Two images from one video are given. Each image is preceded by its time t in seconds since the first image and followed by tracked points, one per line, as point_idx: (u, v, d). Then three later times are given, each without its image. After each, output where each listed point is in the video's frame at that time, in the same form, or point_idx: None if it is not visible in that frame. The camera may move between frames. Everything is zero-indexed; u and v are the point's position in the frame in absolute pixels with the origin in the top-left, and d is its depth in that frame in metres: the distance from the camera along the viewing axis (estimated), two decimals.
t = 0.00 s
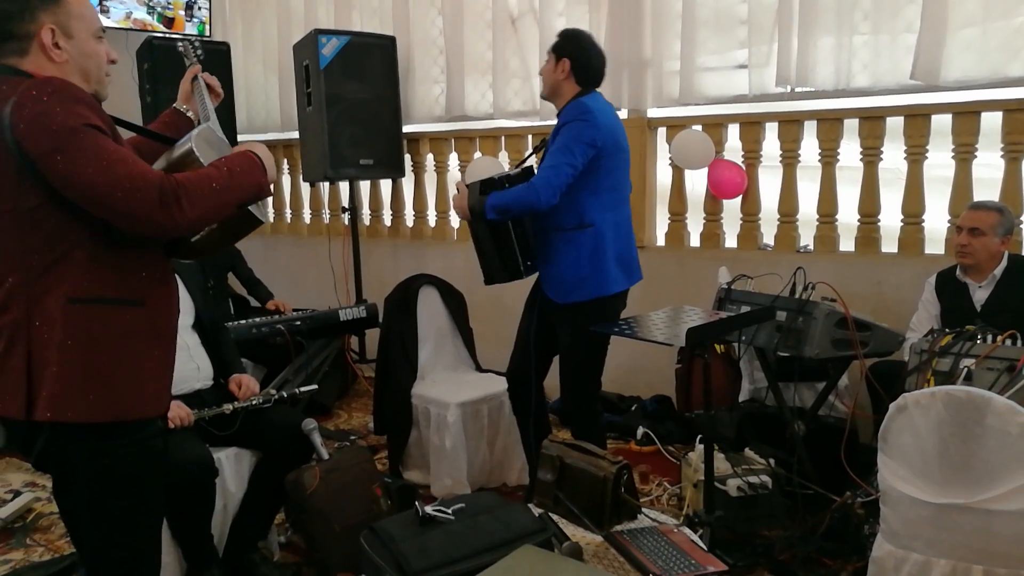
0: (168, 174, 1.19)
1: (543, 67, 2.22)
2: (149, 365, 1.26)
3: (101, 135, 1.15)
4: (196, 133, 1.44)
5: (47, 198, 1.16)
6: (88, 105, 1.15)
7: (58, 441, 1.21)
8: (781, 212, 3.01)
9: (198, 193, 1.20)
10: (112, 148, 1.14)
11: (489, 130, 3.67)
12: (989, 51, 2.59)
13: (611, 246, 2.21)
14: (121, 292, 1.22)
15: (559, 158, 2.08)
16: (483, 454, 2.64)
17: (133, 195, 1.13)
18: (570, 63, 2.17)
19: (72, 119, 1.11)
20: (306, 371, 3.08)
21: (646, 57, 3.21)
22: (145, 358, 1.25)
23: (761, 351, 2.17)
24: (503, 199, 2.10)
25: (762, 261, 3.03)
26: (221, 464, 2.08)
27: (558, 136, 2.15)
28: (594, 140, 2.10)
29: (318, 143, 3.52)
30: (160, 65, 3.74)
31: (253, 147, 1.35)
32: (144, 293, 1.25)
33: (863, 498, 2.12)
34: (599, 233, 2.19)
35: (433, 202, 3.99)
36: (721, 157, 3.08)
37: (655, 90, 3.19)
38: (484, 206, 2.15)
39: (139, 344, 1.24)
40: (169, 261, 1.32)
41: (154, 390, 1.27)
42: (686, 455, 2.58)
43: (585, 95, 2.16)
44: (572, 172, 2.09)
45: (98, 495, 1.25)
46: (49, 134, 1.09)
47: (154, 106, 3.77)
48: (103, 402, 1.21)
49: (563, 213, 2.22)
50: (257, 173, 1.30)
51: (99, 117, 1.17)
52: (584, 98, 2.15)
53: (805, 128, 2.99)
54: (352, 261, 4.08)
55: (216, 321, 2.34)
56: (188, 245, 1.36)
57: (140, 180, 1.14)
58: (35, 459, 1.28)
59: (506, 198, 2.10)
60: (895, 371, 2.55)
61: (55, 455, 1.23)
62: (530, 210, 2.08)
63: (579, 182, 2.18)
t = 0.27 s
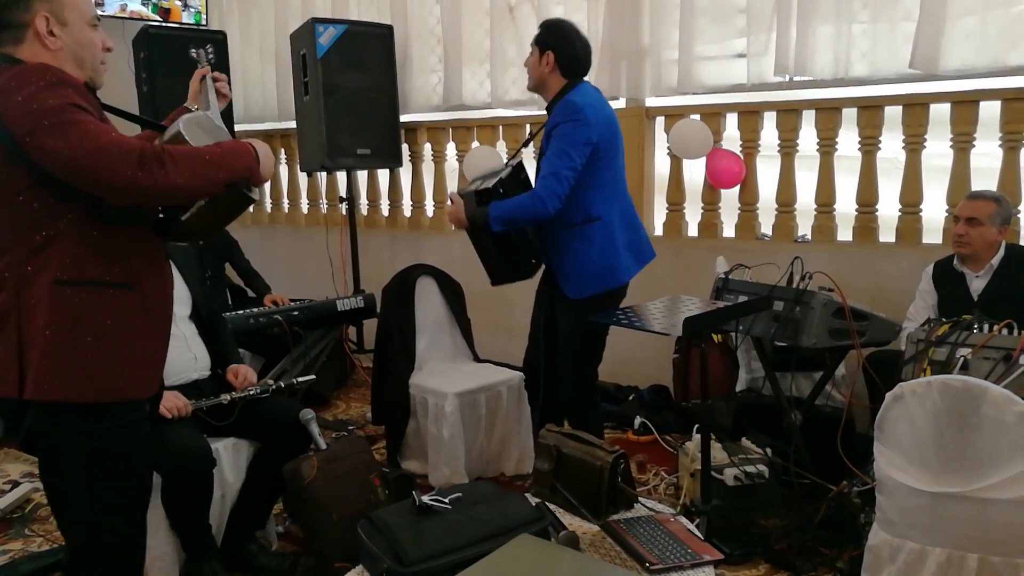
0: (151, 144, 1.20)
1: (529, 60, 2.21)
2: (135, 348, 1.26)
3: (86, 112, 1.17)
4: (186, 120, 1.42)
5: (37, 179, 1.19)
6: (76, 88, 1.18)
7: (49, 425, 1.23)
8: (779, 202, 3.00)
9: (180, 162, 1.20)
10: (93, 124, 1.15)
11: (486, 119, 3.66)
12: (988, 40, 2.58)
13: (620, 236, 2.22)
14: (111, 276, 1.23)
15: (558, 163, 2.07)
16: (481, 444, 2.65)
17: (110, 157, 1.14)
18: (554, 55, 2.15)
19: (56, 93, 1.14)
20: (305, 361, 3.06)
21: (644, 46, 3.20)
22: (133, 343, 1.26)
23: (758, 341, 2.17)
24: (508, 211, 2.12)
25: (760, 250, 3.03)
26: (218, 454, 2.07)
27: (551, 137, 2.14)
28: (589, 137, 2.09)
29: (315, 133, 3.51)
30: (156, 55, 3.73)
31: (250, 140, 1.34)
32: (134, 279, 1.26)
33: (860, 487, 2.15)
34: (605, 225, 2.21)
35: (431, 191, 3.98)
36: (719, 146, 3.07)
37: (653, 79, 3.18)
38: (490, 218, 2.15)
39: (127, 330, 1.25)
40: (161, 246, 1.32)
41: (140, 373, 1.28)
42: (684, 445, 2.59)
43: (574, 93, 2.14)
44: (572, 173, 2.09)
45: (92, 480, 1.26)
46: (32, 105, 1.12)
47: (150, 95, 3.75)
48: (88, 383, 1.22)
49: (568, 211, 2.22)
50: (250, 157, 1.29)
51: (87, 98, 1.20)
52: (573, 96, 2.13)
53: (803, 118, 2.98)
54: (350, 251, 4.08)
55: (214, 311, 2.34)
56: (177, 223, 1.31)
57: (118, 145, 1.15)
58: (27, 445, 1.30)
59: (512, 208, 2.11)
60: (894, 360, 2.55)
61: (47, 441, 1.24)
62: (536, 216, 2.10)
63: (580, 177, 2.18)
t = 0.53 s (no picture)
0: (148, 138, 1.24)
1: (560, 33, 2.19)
2: (117, 337, 1.33)
3: (89, 105, 1.22)
4: (188, 125, 1.46)
5: (35, 165, 1.25)
6: (80, 82, 1.23)
7: (36, 398, 1.32)
8: (781, 191, 2.99)
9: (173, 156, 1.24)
10: (93, 115, 1.19)
11: (488, 108, 3.65)
12: (992, 29, 2.56)
13: (599, 233, 2.20)
14: (102, 265, 1.30)
15: (549, 140, 2.07)
16: (482, 433, 2.65)
17: (105, 146, 1.18)
18: (589, 33, 2.13)
19: (60, 85, 1.19)
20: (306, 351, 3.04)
21: (646, 34, 3.18)
22: (119, 329, 1.33)
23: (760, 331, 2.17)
24: (485, 164, 2.09)
25: (762, 240, 3.03)
26: (220, 443, 2.09)
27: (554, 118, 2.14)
28: (587, 128, 2.08)
29: (316, 122, 3.50)
30: (157, 45, 3.72)
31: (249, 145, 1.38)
32: (125, 268, 1.33)
33: (861, 477, 2.15)
34: (585, 217, 2.19)
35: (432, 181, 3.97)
36: (722, 136, 3.06)
37: (655, 68, 3.16)
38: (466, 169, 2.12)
39: (115, 315, 1.32)
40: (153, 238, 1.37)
41: (121, 361, 1.34)
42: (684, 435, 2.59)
43: (588, 81, 2.13)
44: (559, 156, 2.08)
45: (74, 453, 1.35)
46: (36, 93, 1.17)
47: (150, 84, 3.74)
48: (73, 365, 1.30)
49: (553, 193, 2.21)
50: (244, 160, 1.32)
51: (92, 93, 1.24)
52: (587, 83, 2.12)
53: (806, 107, 2.96)
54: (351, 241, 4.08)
55: (216, 300, 2.34)
56: (168, 219, 1.36)
57: (113, 135, 1.19)
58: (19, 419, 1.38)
59: (488, 163, 2.09)
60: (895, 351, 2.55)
61: (34, 412, 1.33)
62: (514, 181, 2.08)
63: (570, 164, 2.17)
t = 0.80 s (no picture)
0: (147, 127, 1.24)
1: (575, 25, 2.19)
2: (115, 329, 1.33)
3: (88, 97, 1.22)
4: (188, 120, 1.49)
5: (36, 159, 1.26)
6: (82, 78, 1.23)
7: (33, 390, 1.32)
8: (783, 188, 2.99)
9: (170, 144, 1.24)
10: (93, 106, 1.20)
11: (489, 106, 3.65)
12: (994, 25, 2.56)
13: (591, 223, 2.19)
14: (100, 258, 1.30)
15: (544, 120, 2.09)
16: (484, 431, 2.65)
17: (102, 133, 1.18)
18: (604, 25, 2.13)
19: (60, 76, 1.20)
20: (308, 349, 3.07)
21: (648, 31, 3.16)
22: (116, 322, 1.33)
23: (761, 328, 2.17)
24: (475, 130, 2.14)
25: (764, 238, 3.02)
26: (223, 441, 2.09)
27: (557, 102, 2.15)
28: (586, 119, 2.09)
29: (318, 120, 3.50)
30: (159, 42, 3.72)
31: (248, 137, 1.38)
32: (123, 261, 1.32)
33: (862, 474, 2.15)
34: (577, 206, 2.19)
35: (433, 179, 3.97)
36: (724, 133, 3.06)
37: (657, 64, 3.15)
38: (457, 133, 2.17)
39: (111, 308, 1.32)
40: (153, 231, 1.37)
41: (118, 354, 1.34)
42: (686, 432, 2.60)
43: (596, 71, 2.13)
44: (553, 139, 2.10)
45: (70, 447, 1.35)
46: (36, 86, 1.18)
47: (152, 82, 3.74)
48: (66, 357, 1.29)
49: (546, 177, 2.22)
50: (242, 150, 1.32)
51: (92, 86, 1.25)
52: (595, 73, 2.12)
53: (808, 104, 2.96)
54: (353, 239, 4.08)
55: (218, 297, 2.35)
56: (169, 213, 1.36)
57: (112, 124, 1.19)
58: (18, 412, 1.39)
59: (479, 127, 2.13)
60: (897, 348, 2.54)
61: (32, 403, 1.33)
62: (505, 151, 2.12)
63: (566, 152, 2.17)
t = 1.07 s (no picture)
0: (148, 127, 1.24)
1: (575, 25, 2.19)
2: (115, 328, 1.33)
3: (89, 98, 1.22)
4: (188, 120, 1.49)
5: (36, 159, 1.26)
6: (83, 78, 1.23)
7: (33, 390, 1.32)
8: (783, 188, 2.99)
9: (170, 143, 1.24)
10: (94, 106, 1.20)
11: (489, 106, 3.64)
12: (994, 25, 2.56)
13: (591, 224, 2.19)
14: (100, 257, 1.30)
15: (545, 120, 2.09)
16: (484, 431, 2.65)
17: (101, 133, 1.18)
18: (604, 25, 2.13)
19: (60, 77, 1.20)
20: (308, 349, 3.07)
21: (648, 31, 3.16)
22: (116, 322, 1.33)
23: (761, 328, 2.17)
24: (475, 129, 2.14)
25: (764, 238, 3.02)
26: (223, 441, 2.09)
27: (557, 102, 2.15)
28: (586, 119, 2.09)
29: (318, 119, 3.50)
30: (159, 42, 3.72)
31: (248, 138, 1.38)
32: (123, 261, 1.32)
33: (863, 474, 2.15)
34: (577, 206, 2.19)
35: (433, 179, 3.97)
36: (724, 133, 3.06)
37: (657, 64, 3.15)
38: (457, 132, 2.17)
39: (111, 308, 1.32)
40: (154, 232, 1.37)
41: (118, 353, 1.34)
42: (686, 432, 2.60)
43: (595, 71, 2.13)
44: (553, 139, 2.10)
45: (69, 446, 1.35)
46: (36, 86, 1.18)
47: (152, 82, 3.74)
48: (65, 357, 1.29)
49: (546, 178, 2.21)
50: (242, 151, 1.32)
51: (92, 87, 1.25)
52: (595, 73, 2.12)
53: (807, 104, 2.96)
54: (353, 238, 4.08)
55: (218, 297, 2.35)
56: (168, 213, 1.36)
57: (113, 124, 1.19)
58: (18, 412, 1.39)
59: (479, 127, 2.13)
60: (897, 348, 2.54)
61: (32, 403, 1.33)
62: (505, 151, 2.12)
63: (566, 152, 2.17)
